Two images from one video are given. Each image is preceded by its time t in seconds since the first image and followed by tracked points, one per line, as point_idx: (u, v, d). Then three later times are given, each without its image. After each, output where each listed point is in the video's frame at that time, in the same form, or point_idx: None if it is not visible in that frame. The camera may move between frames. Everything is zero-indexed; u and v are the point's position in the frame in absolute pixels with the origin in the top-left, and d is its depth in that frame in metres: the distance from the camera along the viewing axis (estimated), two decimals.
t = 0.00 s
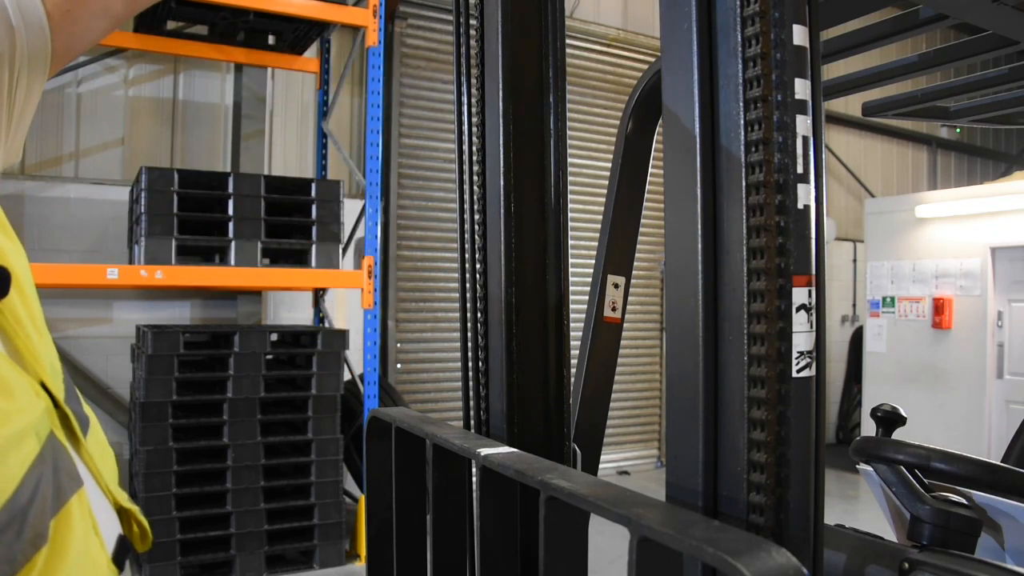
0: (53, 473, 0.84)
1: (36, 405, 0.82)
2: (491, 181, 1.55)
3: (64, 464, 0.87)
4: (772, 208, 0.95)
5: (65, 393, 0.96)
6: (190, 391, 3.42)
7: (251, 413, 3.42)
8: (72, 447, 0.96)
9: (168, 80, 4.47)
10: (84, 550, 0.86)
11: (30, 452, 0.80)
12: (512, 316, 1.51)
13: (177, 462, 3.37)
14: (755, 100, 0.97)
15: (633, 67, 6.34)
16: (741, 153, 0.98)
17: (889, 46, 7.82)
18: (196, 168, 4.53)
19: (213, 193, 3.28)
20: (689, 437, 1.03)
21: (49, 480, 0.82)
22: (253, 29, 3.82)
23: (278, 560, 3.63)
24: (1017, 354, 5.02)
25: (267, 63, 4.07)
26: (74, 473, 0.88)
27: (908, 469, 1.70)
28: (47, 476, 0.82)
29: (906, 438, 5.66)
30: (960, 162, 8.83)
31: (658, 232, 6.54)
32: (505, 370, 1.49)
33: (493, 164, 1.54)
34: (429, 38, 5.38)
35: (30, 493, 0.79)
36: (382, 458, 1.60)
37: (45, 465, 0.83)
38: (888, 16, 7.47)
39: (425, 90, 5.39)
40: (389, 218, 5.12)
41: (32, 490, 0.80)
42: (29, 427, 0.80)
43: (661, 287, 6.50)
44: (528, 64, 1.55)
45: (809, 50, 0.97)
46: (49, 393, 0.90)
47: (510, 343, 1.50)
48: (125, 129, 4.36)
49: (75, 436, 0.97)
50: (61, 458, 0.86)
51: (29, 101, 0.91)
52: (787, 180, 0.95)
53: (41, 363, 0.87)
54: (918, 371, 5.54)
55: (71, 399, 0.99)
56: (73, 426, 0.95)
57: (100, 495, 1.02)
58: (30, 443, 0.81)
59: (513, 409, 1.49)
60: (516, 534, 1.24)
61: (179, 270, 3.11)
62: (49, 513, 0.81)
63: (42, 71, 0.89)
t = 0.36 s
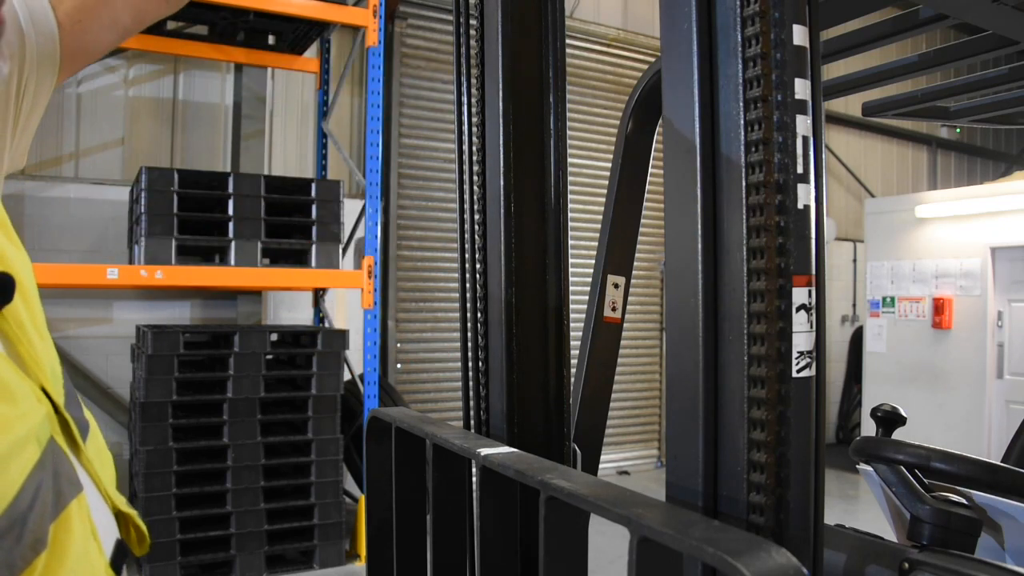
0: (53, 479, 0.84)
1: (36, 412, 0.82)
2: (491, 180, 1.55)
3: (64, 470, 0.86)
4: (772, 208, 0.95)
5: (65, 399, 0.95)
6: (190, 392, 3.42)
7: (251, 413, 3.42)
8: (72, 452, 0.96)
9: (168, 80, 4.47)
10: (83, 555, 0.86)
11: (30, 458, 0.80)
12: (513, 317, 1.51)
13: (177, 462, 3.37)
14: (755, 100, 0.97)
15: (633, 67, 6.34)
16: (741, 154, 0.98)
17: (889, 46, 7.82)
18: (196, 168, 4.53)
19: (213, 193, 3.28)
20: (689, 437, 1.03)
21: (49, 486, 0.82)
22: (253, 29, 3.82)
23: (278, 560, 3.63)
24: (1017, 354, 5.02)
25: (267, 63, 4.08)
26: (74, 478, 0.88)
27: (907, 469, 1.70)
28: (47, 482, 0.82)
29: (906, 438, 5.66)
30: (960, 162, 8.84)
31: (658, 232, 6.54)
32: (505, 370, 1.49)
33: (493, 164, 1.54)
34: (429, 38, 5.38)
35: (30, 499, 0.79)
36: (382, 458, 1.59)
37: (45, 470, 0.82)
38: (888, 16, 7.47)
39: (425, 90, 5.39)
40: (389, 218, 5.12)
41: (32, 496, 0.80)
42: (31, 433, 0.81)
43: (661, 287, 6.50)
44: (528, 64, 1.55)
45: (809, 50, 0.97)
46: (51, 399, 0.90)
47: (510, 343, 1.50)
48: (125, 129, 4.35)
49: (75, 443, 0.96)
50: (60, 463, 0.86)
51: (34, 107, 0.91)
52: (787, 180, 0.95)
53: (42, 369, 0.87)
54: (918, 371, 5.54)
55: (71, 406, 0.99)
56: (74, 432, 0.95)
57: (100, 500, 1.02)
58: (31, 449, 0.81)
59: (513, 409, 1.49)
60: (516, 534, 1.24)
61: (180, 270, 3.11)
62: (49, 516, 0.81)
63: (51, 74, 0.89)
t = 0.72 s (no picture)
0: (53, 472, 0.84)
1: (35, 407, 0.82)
2: (491, 180, 1.55)
3: (65, 464, 0.87)
4: (772, 207, 0.95)
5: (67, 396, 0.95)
6: (190, 392, 3.42)
7: (251, 413, 3.42)
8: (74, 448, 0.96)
9: (168, 80, 4.47)
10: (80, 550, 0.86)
11: (30, 451, 0.80)
12: (512, 317, 1.51)
13: (177, 462, 3.37)
14: (755, 100, 0.97)
15: (633, 67, 6.34)
16: (742, 154, 0.98)
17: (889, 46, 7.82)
18: (196, 168, 4.53)
19: (213, 193, 3.28)
20: (689, 438, 1.03)
21: (48, 478, 0.82)
22: (253, 29, 3.82)
23: (278, 560, 3.63)
24: (1017, 354, 5.02)
25: (267, 63, 4.08)
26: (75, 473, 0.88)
27: (908, 469, 1.70)
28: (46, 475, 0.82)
29: (906, 438, 5.66)
30: (960, 162, 8.84)
31: (658, 232, 6.54)
32: (505, 370, 1.49)
33: (493, 164, 1.54)
34: (429, 38, 5.38)
35: (28, 493, 0.79)
36: (382, 458, 1.59)
37: (45, 463, 0.82)
38: (888, 16, 7.48)
39: (425, 90, 5.39)
40: (390, 218, 5.12)
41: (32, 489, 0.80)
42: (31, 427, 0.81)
43: (661, 287, 6.50)
44: (528, 64, 1.55)
45: (809, 50, 0.97)
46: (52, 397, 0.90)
47: (510, 342, 1.50)
48: (125, 129, 4.35)
49: (77, 438, 0.97)
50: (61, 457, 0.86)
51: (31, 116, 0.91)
52: (787, 180, 0.95)
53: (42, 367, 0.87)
54: (918, 371, 5.54)
55: (72, 403, 0.99)
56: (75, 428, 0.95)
57: (102, 497, 1.02)
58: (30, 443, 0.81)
59: (513, 410, 1.49)
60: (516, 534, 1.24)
61: (179, 270, 3.11)
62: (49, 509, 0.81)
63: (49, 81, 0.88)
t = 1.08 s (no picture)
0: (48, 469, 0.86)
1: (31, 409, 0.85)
2: (491, 180, 1.54)
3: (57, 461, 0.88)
4: (772, 208, 0.95)
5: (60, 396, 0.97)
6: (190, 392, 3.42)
7: (251, 413, 3.42)
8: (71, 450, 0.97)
9: (168, 80, 4.47)
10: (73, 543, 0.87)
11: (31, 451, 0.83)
12: (512, 316, 1.51)
13: (177, 462, 3.37)
14: (755, 100, 0.97)
15: (633, 67, 6.34)
16: (742, 154, 0.98)
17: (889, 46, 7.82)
18: (196, 168, 4.54)
19: (213, 193, 3.28)
20: (689, 438, 1.03)
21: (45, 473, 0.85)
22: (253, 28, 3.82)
23: (278, 560, 3.63)
24: (1017, 354, 5.02)
25: (267, 63, 4.07)
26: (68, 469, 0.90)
27: (908, 469, 1.70)
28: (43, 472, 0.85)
29: (906, 438, 5.65)
30: (960, 163, 8.84)
31: (658, 232, 6.55)
32: (505, 369, 1.49)
33: (493, 164, 1.54)
34: (429, 38, 5.39)
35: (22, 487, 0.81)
36: (382, 458, 1.59)
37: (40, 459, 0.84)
38: (887, 16, 7.48)
39: (425, 90, 5.39)
40: (389, 218, 5.12)
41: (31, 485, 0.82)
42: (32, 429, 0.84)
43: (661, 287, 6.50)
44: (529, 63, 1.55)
45: (809, 50, 0.98)
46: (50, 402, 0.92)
47: (510, 342, 1.50)
48: (125, 129, 4.35)
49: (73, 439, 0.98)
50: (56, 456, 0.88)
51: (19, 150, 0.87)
52: (788, 180, 0.94)
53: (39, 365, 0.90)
54: (918, 371, 5.54)
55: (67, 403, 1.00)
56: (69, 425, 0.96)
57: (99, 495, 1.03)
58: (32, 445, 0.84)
59: (513, 409, 1.49)
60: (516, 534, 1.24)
61: (180, 270, 3.11)
62: (39, 502, 0.82)
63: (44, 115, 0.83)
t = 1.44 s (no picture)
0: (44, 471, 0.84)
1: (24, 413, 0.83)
2: (491, 179, 1.54)
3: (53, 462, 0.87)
4: (772, 208, 0.95)
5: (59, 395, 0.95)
6: (190, 392, 3.43)
7: (251, 413, 3.42)
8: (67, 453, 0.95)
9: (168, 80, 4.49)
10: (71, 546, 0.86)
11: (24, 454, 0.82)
12: (513, 316, 1.51)
13: (177, 462, 3.37)
14: (755, 100, 0.97)
15: (633, 67, 6.34)
16: (741, 154, 0.98)
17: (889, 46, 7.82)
18: (196, 168, 4.54)
19: (213, 193, 3.28)
20: (689, 438, 1.03)
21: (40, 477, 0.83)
22: (253, 28, 3.81)
23: (278, 560, 3.63)
24: (1017, 354, 5.02)
25: (268, 62, 4.04)
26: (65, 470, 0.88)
27: (908, 469, 1.70)
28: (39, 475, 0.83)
29: (906, 438, 5.65)
30: (960, 162, 8.84)
31: (658, 232, 6.55)
32: (506, 369, 1.49)
33: (493, 164, 1.54)
34: (429, 38, 5.38)
35: (15, 490, 0.78)
36: (382, 458, 1.59)
37: (35, 461, 0.82)
38: (888, 16, 7.47)
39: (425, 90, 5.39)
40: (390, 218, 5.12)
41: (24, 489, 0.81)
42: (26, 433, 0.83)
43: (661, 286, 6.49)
44: (529, 63, 1.55)
45: (809, 50, 0.97)
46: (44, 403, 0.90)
47: (510, 342, 1.50)
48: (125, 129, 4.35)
49: (69, 443, 0.95)
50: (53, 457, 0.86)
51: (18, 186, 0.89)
52: (787, 180, 0.95)
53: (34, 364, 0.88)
54: (918, 371, 5.54)
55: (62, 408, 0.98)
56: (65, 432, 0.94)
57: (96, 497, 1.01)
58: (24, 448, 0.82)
59: (513, 409, 1.49)
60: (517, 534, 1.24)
61: (180, 270, 3.11)
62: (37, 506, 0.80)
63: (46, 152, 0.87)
